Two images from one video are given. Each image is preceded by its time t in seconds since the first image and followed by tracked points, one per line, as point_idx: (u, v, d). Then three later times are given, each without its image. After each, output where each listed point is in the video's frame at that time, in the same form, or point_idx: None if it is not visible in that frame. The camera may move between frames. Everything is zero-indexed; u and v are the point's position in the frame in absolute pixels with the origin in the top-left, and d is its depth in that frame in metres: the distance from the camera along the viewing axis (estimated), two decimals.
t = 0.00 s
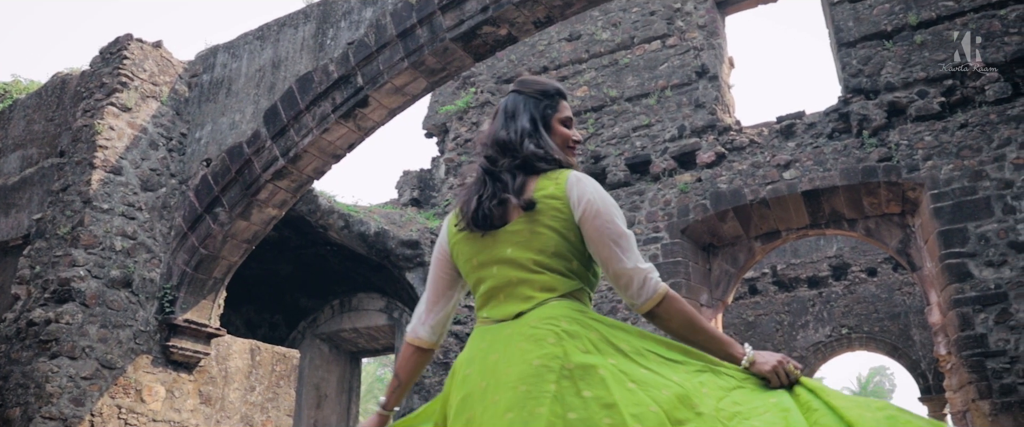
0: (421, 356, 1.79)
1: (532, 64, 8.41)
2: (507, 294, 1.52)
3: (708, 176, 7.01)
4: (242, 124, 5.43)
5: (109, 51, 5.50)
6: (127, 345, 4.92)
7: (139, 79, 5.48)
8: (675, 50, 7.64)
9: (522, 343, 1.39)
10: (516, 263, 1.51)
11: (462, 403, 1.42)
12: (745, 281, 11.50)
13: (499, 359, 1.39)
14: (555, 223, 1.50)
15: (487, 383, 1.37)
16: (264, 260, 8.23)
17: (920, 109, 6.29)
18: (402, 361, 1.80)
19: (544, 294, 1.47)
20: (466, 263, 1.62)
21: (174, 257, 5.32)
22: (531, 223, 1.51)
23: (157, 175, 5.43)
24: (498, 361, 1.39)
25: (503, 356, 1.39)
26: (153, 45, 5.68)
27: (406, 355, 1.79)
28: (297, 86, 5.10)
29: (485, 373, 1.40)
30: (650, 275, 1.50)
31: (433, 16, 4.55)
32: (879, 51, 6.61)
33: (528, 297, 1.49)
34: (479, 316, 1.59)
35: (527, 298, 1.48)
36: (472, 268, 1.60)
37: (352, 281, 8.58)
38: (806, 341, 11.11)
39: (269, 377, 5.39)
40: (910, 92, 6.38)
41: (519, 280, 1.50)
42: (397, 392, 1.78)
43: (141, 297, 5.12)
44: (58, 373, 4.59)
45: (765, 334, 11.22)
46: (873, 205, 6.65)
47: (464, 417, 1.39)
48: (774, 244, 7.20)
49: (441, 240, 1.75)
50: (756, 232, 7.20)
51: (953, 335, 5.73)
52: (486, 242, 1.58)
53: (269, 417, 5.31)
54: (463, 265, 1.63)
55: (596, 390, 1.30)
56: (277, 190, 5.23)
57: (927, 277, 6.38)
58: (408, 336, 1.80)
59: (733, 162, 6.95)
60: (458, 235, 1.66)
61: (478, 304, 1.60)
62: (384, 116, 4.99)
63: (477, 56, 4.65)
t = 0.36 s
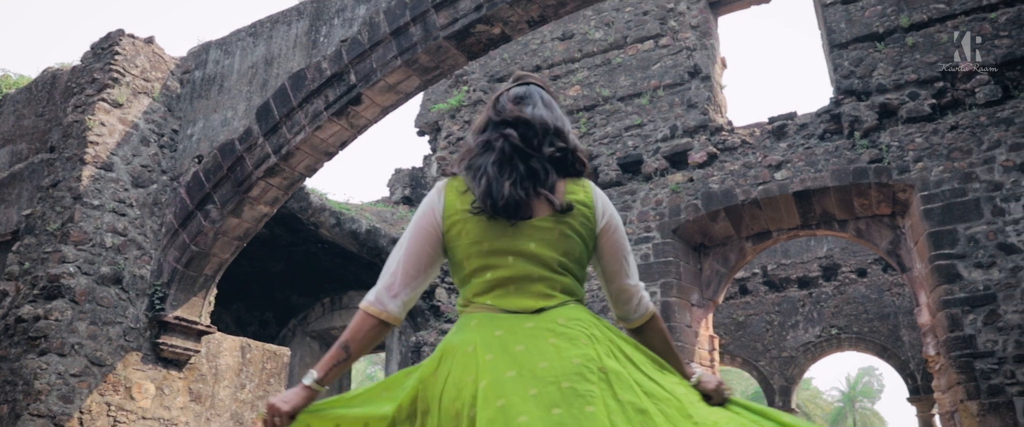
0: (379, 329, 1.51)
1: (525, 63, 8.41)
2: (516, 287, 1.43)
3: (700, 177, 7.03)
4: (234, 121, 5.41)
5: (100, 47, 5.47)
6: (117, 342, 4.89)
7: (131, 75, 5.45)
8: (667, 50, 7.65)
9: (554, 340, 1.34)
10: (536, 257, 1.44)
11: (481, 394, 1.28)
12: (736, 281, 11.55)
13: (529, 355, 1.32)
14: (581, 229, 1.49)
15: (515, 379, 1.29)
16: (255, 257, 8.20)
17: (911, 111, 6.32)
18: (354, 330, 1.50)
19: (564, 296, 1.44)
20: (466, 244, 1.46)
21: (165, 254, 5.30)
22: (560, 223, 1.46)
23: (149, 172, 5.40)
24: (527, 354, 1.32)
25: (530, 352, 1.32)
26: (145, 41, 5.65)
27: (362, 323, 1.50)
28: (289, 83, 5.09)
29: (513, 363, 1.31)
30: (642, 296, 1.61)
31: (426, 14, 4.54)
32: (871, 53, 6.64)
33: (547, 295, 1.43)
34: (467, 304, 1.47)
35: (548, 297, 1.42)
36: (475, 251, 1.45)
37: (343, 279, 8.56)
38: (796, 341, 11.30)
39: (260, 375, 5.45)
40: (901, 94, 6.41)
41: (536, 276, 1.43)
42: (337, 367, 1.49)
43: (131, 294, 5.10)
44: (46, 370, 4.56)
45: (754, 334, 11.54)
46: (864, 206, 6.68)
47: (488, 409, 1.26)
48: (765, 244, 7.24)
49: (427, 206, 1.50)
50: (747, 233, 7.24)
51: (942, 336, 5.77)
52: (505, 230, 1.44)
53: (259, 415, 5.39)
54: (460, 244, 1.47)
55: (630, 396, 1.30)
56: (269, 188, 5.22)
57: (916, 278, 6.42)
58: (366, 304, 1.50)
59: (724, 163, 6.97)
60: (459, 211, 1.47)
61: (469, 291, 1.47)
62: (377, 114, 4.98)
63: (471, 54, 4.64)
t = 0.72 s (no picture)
0: (380, 290, 1.32)
1: (508, 62, 8.42)
2: (513, 283, 1.41)
3: (681, 178, 7.07)
4: (215, 116, 5.37)
5: (80, 39, 5.40)
6: (93, 338, 4.82)
7: (111, 67, 5.38)
8: (650, 52, 7.69)
9: (556, 343, 1.36)
10: (537, 258, 1.45)
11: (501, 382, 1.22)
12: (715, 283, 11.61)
13: (542, 351, 1.31)
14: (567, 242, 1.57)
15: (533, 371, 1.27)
16: (234, 254, 8.13)
17: (890, 117, 6.39)
18: (355, 288, 1.30)
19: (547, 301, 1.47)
20: (480, 227, 1.39)
21: (143, 249, 5.24)
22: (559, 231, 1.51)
23: (128, 166, 5.34)
24: (540, 351, 1.31)
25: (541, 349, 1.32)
26: (125, 34, 5.59)
27: (366, 282, 1.30)
28: (272, 79, 5.05)
29: (526, 358, 1.29)
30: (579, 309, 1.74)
31: (411, 12, 4.53)
32: (851, 58, 6.72)
33: (536, 297, 1.45)
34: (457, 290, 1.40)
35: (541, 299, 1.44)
36: (486, 237, 1.40)
37: (323, 276, 8.52)
38: (773, 343, 11.43)
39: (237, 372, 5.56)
40: (880, 99, 6.49)
41: (533, 277, 1.45)
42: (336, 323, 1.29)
43: (109, 289, 5.03)
44: (20, 366, 4.49)
45: (732, 335, 11.67)
46: (842, 210, 6.76)
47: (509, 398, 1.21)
48: (744, 246, 7.31)
49: (450, 173, 1.37)
50: (727, 235, 7.29)
51: (917, 339, 5.84)
52: (523, 223, 1.43)
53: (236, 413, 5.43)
54: (474, 224, 1.39)
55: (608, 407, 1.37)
56: (250, 184, 5.18)
57: (893, 281, 6.50)
58: (376, 259, 1.30)
59: (705, 165, 7.01)
60: (480, 189, 1.40)
61: (465, 275, 1.40)
62: (360, 111, 4.96)
63: (455, 53, 4.63)
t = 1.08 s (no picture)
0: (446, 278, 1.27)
1: (492, 61, 8.42)
2: (509, 288, 1.45)
3: (663, 180, 7.10)
4: (197, 111, 5.31)
5: (60, 30, 5.32)
6: (70, 334, 4.76)
7: (91, 60, 5.30)
8: (634, 53, 7.71)
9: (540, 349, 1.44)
10: (528, 268, 1.50)
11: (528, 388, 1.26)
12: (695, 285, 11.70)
13: (543, 358, 1.38)
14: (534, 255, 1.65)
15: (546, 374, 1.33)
16: (213, 250, 8.06)
17: (870, 122, 6.45)
18: (437, 272, 1.23)
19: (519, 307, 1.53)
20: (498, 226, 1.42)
21: (123, 244, 5.19)
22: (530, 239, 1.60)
23: (108, 160, 5.28)
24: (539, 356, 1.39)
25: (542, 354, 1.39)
26: (107, 26, 5.52)
27: (446, 266, 1.24)
28: (255, 74, 5.01)
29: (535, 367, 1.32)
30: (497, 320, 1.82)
31: (397, 10, 4.51)
32: (833, 63, 6.78)
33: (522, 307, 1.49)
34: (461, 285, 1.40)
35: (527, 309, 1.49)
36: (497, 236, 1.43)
37: (303, 274, 8.47)
38: (751, 344, 11.49)
39: (217, 369, 5.26)
40: (861, 104, 6.55)
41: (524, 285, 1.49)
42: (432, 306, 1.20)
43: (87, 284, 4.97)
44: None
45: (711, 337, 11.74)
46: (822, 213, 6.82)
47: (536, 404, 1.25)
48: (725, 248, 7.37)
49: (485, 168, 1.39)
50: (708, 237, 7.34)
51: (894, 342, 5.91)
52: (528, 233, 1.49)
53: (216, 409, 5.21)
54: (493, 221, 1.41)
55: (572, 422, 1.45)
56: (232, 180, 5.14)
57: (871, 285, 6.58)
58: (450, 243, 1.25)
59: (687, 167, 7.05)
60: (503, 189, 1.44)
61: (472, 272, 1.41)
62: (344, 108, 4.93)
63: (441, 51, 4.62)
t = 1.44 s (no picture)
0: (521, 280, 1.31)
1: (474, 61, 8.41)
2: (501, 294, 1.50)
3: (643, 182, 7.14)
4: (177, 105, 5.26)
5: (37, 20, 5.23)
6: (44, 330, 4.69)
7: (69, 52, 5.22)
8: (616, 55, 7.74)
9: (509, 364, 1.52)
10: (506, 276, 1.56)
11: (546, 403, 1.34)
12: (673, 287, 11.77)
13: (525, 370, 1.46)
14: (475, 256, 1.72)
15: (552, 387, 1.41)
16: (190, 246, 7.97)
17: (848, 127, 6.53)
18: (534, 279, 1.27)
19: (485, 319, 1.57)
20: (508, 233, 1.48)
21: (99, 239, 5.12)
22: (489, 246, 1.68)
23: (85, 154, 5.21)
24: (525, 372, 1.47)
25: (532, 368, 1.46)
26: (86, 18, 5.44)
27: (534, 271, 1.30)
28: (237, 69, 4.96)
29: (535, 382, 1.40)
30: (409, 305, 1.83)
31: (382, 7, 4.49)
32: (813, 68, 6.85)
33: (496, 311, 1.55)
34: (478, 286, 1.42)
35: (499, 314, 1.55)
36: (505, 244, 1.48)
37: (281, 271, 8.41)
38: (728, 346, 11.57)
39: (194, 367, 4.98)
40: (840, 110, 6.62)
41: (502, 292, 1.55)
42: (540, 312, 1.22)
43: (62, 279, 4.90)
44: None
45: (688, 338, 11.80)
46: (800, 217, 6.89)
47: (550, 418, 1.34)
48: (703, 251, 7.41)
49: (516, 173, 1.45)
50: (687, 239, 7.38)
51: (870, 345, 5.98)
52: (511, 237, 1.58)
53: (192, 407, 4.90)
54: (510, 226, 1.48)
55: None
56: (212, 176, 5.09)
57: (847, 289, 6.65)
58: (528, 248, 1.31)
59: (668, 169, 7.09)
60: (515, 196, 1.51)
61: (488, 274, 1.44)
62: (326, 105, 4.90)
63: (425, 49, 4.60)
